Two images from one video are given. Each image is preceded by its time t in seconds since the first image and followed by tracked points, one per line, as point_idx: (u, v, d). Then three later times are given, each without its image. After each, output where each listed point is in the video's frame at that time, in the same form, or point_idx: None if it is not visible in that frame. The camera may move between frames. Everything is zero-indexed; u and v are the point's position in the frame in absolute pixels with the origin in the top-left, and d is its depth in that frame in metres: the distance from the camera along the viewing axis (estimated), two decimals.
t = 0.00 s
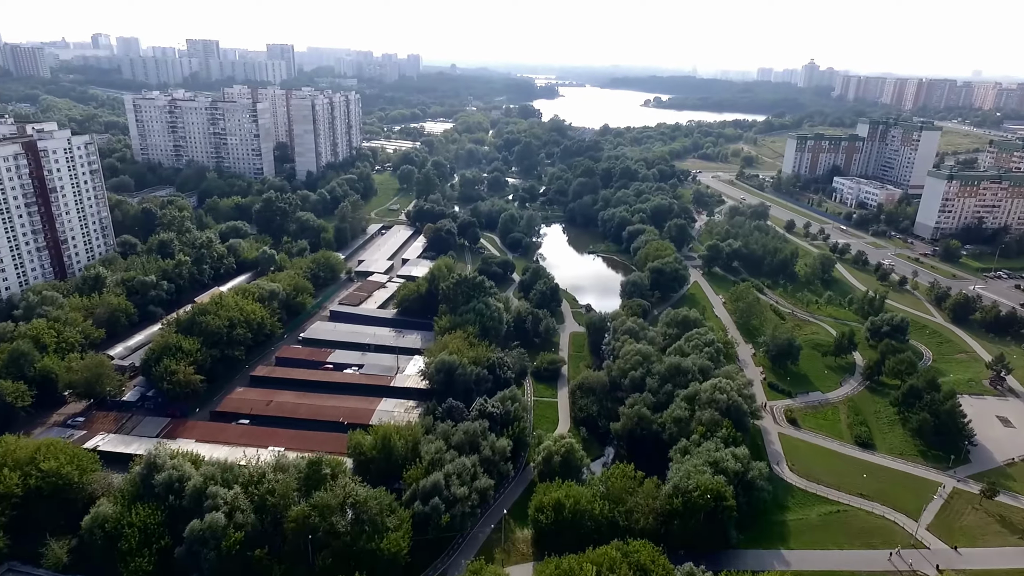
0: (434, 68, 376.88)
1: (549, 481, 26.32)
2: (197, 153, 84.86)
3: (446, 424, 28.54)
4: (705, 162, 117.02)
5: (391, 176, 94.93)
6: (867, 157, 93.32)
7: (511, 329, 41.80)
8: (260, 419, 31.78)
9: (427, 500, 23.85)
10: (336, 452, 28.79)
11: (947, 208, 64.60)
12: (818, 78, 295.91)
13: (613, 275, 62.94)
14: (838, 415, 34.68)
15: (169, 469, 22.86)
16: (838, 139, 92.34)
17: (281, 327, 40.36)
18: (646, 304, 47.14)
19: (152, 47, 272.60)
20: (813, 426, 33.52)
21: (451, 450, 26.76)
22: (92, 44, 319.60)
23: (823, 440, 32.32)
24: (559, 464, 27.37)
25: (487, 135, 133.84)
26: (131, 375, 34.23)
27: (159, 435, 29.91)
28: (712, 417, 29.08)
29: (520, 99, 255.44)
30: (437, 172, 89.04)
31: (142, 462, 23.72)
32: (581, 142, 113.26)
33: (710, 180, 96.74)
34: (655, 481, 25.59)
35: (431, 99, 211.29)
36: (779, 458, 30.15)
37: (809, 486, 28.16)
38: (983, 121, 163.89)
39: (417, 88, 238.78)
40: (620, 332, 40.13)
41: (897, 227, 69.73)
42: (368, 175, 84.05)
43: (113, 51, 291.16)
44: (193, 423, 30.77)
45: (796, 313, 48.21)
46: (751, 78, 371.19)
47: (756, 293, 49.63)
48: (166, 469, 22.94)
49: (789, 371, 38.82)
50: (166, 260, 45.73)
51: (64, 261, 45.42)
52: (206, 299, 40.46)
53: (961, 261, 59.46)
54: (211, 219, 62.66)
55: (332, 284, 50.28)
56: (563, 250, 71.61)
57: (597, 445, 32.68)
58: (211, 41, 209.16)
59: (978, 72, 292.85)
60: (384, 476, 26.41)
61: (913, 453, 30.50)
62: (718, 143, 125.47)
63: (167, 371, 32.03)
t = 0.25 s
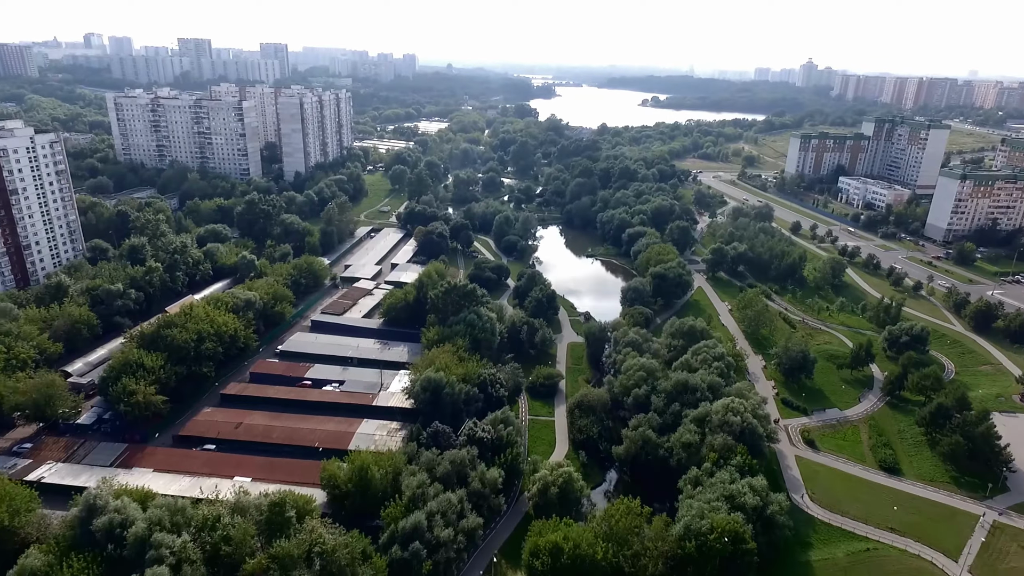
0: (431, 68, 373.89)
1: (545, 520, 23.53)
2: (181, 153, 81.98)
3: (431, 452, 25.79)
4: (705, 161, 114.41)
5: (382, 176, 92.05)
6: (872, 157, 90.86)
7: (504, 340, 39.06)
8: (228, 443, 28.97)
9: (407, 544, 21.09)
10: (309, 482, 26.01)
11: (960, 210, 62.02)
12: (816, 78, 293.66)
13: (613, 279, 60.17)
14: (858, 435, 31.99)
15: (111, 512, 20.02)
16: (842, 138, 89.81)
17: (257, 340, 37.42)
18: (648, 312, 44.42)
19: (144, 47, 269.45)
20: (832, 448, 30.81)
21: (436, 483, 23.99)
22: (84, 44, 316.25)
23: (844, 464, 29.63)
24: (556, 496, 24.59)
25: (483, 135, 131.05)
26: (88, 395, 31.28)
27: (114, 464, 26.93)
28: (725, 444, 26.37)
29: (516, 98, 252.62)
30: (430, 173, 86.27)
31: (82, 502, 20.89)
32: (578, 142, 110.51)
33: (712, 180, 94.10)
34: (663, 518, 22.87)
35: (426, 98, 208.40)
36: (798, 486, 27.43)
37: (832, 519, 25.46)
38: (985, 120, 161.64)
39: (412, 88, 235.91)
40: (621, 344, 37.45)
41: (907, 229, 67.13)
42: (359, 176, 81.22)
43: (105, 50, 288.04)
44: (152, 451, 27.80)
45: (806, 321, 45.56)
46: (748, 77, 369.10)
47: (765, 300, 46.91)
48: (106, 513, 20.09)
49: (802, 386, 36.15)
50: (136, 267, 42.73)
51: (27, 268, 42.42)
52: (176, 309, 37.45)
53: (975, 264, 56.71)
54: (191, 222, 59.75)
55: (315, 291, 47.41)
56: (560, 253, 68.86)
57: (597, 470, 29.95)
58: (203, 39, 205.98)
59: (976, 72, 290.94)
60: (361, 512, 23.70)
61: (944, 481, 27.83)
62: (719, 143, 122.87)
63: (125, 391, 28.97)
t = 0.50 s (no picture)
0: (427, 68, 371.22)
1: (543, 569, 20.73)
2: (165, 154, 79.03)
3: (415, 488, 23.01)
4: (706, 162, 111.81)
5: (375, 177, 89.22)
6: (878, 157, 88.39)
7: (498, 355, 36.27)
8: (191, 475, 26.14)
9: None
10: (278, 522, 23.24)
11: (975, 212, 59.41)
12: (815, 78, 291.57)
13: (614, 285, 57.39)
14: (884, 459, 29.28)
15: (37, 570, 17.19)
16: (849, 138, 87.32)
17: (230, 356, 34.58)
18: (653, 323, 41.72)
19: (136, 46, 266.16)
20: (858, 476, 28.08)
21: (419, 526, 21.24)
22: (77, 43, 312.82)
23: (872, 495, 26.91)
24: (555, 539, 21.79)
25: (479, 134, 128.31)
26: (39, 420, 28.40)
27: (60, 500, 24.08)
28: (743, 477, 23.67)
29: (513, 98, 249.91)
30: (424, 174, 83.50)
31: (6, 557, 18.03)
32: (577, 142, 107.77)
33: (714, 181, 91.45)
34: (677, 568, 20.13)
35: (422, 98, 205.59)
36: (823, 522, 24.76)
37: (864, 563, 22.74)
38: (989, 120, 159.25)
39: (408, 87, 233.13)
40: (625, 359, 34.71)
41: (919, 232, 64.52)
42: (350, 177, 78.41)
43: (98, 49, 284.78)
44: (105, 484, 24.95)
45: (821, 332, 42.86)
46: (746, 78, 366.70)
47: (776, 308, 44.24)
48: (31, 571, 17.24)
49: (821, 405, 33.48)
50: (103, 275, 39.83)
51: None
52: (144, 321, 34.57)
53: (994, 269, 53.75)
54: (171, 226, 56.85)
55: (298, 300, 44.52)
56: (559, 257, 66.11)
57: (599, 502, 27.21)
58: (196, 38, 202.92)
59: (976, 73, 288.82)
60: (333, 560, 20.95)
61: (984, 516, 25.17)
62: (720, 143, 120.28)
63: (76, 416, 26.05)
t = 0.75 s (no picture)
0: (424, 68, 368.18)
1: None
2: (146, 155, 75.92)
3: (394, 534, 20.18)
4: (707, 162, 109.12)
5: (366, 178, 86.33)
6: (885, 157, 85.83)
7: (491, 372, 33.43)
8: (144, 514, 23.22)
9: None
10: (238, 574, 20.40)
11: (993, 214, 56.81)
12: (814, 78, 289.45)
13: (615, 292, 54.53)
14: (916, 489, 26.53)
15: None
16: (855, 137, 84.74)
17: (198, 375, 31.63)
18: (658, 335, 38.92)
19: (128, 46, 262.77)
20: (890, 510, 25.31)
21: None
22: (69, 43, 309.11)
23: (907, 533, 24.14)
24: None
25: (475, 134, 125.51)
26: None
27: None
28: (766, 521, 20.92)
29: (510, 98, 247.13)
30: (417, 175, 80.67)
31: None
32: (575, 141, 105.01)
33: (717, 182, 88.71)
34: None
35: (418, 97, 202.69)
36: (856, 567, 22.03)
37: None
38: (992, 120, 157.00)
39: (403, 87, 230.26)
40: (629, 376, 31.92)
41: (932, 235, 61.85)
42: (339, 178, 75.51)
43: (90, 49, 281.37)
44: (43, 528, 21.97)
45: (837, 343, 40.13)
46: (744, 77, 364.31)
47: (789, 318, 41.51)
48: None
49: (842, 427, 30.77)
50: (65, 285, 36.81)
51: None
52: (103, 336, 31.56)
53: (1014, 275, 51.17)
54: (147, 229, 53.86)
55: (277, 310, 41.61)
56: (556, 261, 63.28)
57: (603, 542, 24.38)
58: (188, 37, 199.63)
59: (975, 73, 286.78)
60: None
61: None
62: (721, 143, 117.68)
63: (14, 449, 23.04)
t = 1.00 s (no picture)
0: (420, 67, 364.98)
1: None
2: (126, 155, 72.82)
3: None
4: (708, 162, 106.39)
5: (357, 179, 83.41)
6: (893, 156, 83.13)
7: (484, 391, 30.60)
8: (83, 565, 20.27)
9: None
10: None
11: (1012, 216, 54.11)
12: (813, 76, 286.97)
13: (616, 298, 51.69)
14: (958, 526, 23.71)
15: None
16: (863, 135, 82.06)
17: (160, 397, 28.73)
18: (664, 348, 36.11)
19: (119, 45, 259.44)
20: (931, 552, 22.48)
21: None
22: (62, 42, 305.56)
23: None
24: None
25: (470, 134, 122.65)
26: None
27: None
28: None
29: (507, 97, 244.26)
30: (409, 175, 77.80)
31: None
32: (573, 140, 102.17)
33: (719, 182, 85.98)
34: None
35: (413, 97, 199.67)
36: None
37: None
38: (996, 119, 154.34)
39: (398, 86, 227.34)
40: (635, 397, 29.11)
41: (947, 237, 59.21)
42: (328, 178, 72.60)
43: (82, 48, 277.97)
44: None
45: (857, 356, 37.40)
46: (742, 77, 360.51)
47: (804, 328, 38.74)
48: None
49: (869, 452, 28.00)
50: (19, 296, 33.80)
51: None
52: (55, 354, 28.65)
53: None
54: (121, 233, 50.92)
55: (254, 321, 38.69)
56: (554, 265, 60.42)
57: None
58: (180, 36, 196.41)
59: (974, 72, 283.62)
60: None
61: None
62: (723, 142, 114.99)
63: None
